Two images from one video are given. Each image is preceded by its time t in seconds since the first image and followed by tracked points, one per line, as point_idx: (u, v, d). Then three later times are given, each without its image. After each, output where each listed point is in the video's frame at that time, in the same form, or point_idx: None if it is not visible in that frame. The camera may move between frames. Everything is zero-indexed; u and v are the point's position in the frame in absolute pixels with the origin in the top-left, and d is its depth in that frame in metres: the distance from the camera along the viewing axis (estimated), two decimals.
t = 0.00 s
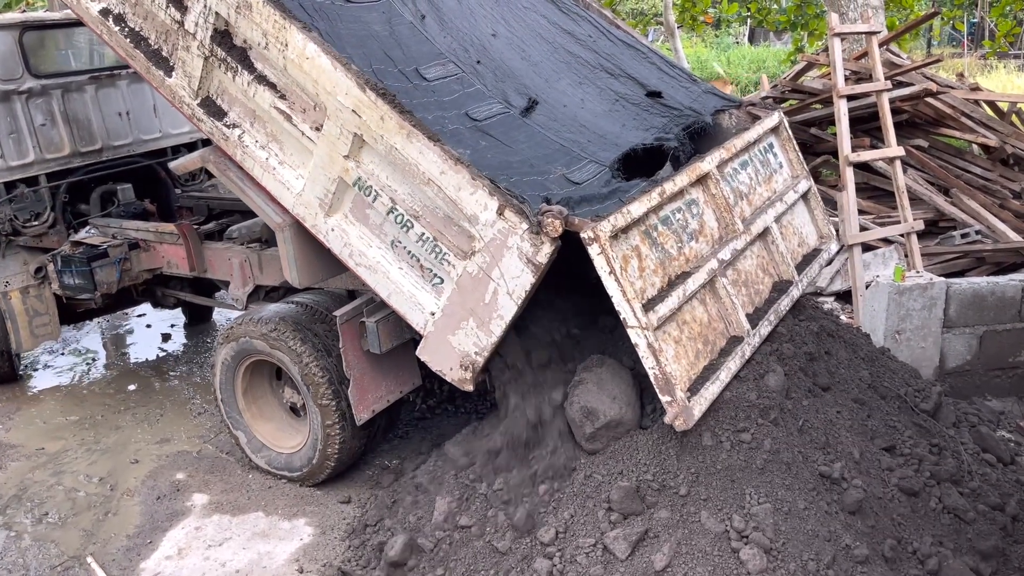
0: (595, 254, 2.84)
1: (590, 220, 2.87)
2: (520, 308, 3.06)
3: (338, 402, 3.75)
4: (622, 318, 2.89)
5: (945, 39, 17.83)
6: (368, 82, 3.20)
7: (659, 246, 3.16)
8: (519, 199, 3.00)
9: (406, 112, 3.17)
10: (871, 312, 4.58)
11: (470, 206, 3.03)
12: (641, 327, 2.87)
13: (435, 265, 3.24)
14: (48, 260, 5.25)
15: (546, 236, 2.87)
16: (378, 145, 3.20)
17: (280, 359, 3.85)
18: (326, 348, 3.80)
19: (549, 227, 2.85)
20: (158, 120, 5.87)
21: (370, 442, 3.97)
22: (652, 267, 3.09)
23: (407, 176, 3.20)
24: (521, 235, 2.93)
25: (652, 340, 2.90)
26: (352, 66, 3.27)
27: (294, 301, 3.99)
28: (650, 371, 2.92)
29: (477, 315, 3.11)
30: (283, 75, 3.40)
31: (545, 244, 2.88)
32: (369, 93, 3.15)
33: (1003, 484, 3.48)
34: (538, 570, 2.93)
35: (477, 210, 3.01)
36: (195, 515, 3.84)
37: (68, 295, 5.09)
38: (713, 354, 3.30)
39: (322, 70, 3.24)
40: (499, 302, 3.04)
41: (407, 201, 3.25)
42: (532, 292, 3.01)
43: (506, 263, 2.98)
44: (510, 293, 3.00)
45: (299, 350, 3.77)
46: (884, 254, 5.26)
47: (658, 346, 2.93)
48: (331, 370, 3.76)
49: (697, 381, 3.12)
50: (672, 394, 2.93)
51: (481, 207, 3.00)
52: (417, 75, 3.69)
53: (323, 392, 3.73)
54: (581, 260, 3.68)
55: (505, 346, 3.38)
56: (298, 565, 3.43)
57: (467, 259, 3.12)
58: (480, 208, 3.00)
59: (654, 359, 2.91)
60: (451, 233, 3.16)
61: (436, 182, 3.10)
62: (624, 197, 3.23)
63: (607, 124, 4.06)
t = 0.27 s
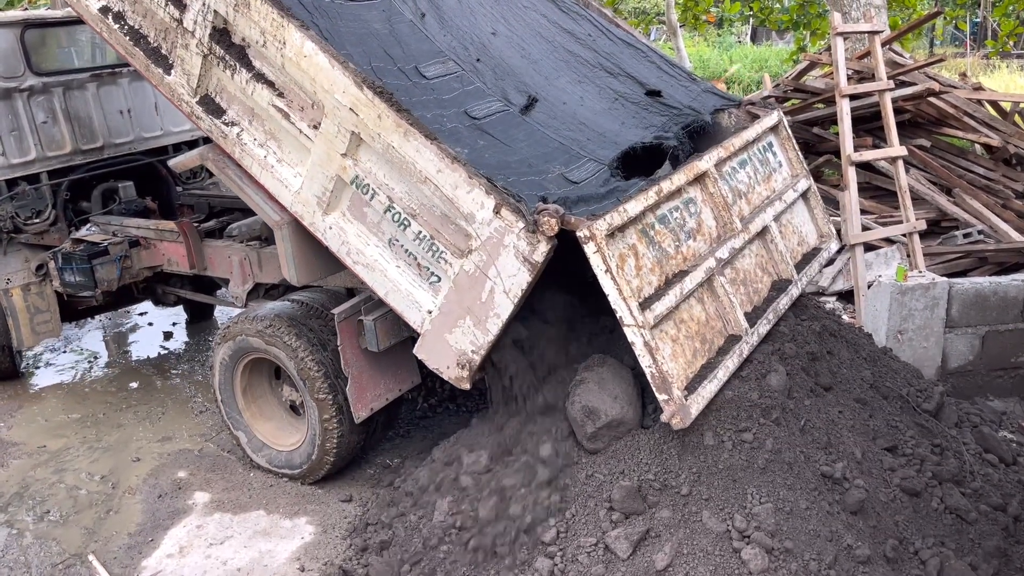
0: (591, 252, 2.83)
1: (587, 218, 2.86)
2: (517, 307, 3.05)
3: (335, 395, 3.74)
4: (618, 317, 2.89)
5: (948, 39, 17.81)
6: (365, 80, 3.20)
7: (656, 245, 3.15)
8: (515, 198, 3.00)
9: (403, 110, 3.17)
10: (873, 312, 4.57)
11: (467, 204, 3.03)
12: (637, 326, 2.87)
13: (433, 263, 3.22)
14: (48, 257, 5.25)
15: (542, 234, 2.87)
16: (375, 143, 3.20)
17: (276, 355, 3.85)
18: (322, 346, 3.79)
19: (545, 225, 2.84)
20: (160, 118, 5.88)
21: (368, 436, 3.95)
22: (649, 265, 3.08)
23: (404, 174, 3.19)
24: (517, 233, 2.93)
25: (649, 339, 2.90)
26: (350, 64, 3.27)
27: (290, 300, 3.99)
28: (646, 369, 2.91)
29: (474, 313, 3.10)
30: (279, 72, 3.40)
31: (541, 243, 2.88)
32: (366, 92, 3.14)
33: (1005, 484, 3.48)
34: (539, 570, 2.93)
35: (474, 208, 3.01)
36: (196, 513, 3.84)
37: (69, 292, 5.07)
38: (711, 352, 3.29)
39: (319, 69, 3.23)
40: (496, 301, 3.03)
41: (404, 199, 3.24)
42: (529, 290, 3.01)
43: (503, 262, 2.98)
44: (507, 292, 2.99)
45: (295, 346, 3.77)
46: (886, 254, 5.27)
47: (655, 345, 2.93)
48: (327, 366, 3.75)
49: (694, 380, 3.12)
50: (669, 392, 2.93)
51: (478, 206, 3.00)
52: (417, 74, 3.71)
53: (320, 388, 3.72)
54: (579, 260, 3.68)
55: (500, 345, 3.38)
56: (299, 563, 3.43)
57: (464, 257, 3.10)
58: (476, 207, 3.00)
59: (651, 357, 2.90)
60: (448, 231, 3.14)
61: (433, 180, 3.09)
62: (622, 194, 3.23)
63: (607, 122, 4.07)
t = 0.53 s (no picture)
0: (580, 249, 2.84)
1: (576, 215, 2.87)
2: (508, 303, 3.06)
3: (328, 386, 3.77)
4: (608, 314, 2.90)
5: (951, 39, 17.78)
6: (358, 77, 3.21)
7: (647, 242, 3.16)
8: (505, 196, 3.02)
9: (395, 107, 3.18)
10: (877, 312, 4.57)
11: (457, 202, 3.05)
12: (626, 322, 2.88)
13: (424, 261, 3.24)
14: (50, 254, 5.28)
15: (531, 232, 2.89)
16: (368, 140, 3.21)
17: (267, 349, 3.88)
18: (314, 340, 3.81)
19: (534, 222, 2.86)
20: (161, 116, 5.90)
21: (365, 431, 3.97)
22: (639, 263, 3.09)
23: (396, 172, 3.20)
24: (507, 230, 2.95)
25: (638, 336, 2.91)
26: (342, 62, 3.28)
27: (283, 296, 4.01)
28: (636, 365, 2.94)
29: (465, 310, 3.12)
30: (273, 70, 3.42)
31: (530, 240, 2.90)
32: (358, 90, 3.15)
33: (1009, 485, 3.48)
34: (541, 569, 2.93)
35: (465, 206, 3.03)
36: (199, 511, 3.85)
37: (71, 288, 5.06)
38: (702, 349, 3.30)
39: (312, 66, 3.25)
40: (487, 298, 3.05)
41: (396, 196, 3.24)
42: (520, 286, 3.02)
43: (493, 259, 3.00)
44: (497, 289, 3.01)
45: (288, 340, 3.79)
46: (890, 254, 5.24)
47: (644, 341, 2.95)
48: (317, 352, 3.79)
49: (684, 377, 3.12)
50: (656, 388, 2.95)
51: (468, 203, 3.02)
52: (413, 72, 3.69)
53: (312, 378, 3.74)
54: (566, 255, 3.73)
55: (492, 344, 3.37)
56: (302, 561, 3.44)
57: (455, 254, 3.12)
58: (467, 204, 3.02)
59: (640, 353, 2.92)
60: (439, 229, 3.15)
61: (424, 177, 3.11)
62: (615, 192, 3.23)
63: (602, 122, 4.07)
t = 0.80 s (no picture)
0: (556, 247, 2.86)
1: (553, 214, 2.89)
2: (488, 301, 3.08)
3: (318, 384, 3.80)
4: (584, 312, 2.92)
5: (956, 39, 17.73)
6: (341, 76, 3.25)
7: (627, 241, 3.17)
8: (485, 193, 3.01)
9: (377, 106, 3.21)
10: (881, 312, 4.56)
11: (437, 199, 3.06)
12: (602, 321, 2.91)
13: (407, 258, 3.27)
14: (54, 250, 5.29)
15: (510, 230, 2.88)
16: (351, 139, 3.25)
17: (249, 340, 3.95)
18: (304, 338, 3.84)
19: (512, 221, 2.85)
20: (164, 114, 5.91)
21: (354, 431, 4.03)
22: (619, 261, 3.10)
23: (380, 170, 3.23)
24: (486, 228, 2.95)
25: (614, 334, 2.94)
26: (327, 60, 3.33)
27: (273, 294, 4.05)
28: (611, 363, 2.97)
29: (446, 308, 3.15)
30: (260, 68, 3.48)
31: (509, 238, 2.89)
32: (340, 88, 3.20)
33: (1013, 486, 3.47)
34: (546, 568, 2.94)
35: (444, 204, 3.04)
36: (204, 508, 3.85)
37: (73, 284, 5.08)
38: (683, 347, 3.31)
39: (296, 65, 3.29)
40: (467, 295, 3.07)
41: (379, 193, 3.29)
42: (500, 284, 3.03)
43: (473, 256, 3.01)
44: (477, 286, 3.02)
45: (277, 337, 3.82)
46: (894, 254, 5.24)
47: (620, 339, 2.98)
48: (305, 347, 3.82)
49: (662, 374, 3.15)
50: (631, 386, 2.97)
51: (448, 201, 3.03)
52: (404, 71, 3.74)
53: (304, 377, 3.78)
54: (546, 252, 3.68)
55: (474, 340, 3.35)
56: (306, 559, 3.45)
57: (436, 252, 3.14)
58: (447, 202, 3.03)
59: (615, 351, 2.95)
60: (422, 226, 3.20)
61: (406, 175, 3.13)
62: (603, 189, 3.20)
63: (593, 119, 4.06)
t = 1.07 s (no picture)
0: (529, 244, 2.90)
1: (527, 211, 2.92)
2: (466, 297, 3.11)
3: (305, 380, 3.83)
4: (555, 308, 2.97)
5: (962, 38, 17.68)
6: (321, 74, 3.30)
7: (601, 238, 3.21)
8: (461, 189, 3.04)
9: (357, 103, 3.25)
10: (884, 312, 4.54)
11: (414, 196, 3.10)
12: (572, 317, 2.95)
13: (388, 254, 3.31)
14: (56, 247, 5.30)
15: (484, 226, 2.91)
16: (331, 136, 3.30)
17: (233, 334, 4.01)
18: (289, 331, 3.90)
19: (486, 217, 2.88)
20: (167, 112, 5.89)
21: (343, 429, 4.08)
22: (592, 258, 3.14)
23: (362, 168, 3.27)
24: (461, 224, 2.97)
25: (583, 331, 2.98)
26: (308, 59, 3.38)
27: (263, 290, 4.08)
28: (580, 359, 3.01)
29: (426, 303, 3.18)
30: (244, 66, 3.54)
31: (483, 234, 2.92)
32: (320, 86, 3.25)
33: (1017, 486, 3.46)
34: (549, 567, 2.94)
35: (422, 200, 3.08)
36: (207, 507, 3.86)
37: (74, 281, 5.12)
38: (654, 346, 3.35)
39: (278, 63, 3.36)
40: (445, 290, 3.10)
41: (359, 190, 3.33)
42: (477, 279, 3.05)
43: (450, 252, 3.04)
44: (454, 282, 3.05)
45: (264, 332, 3.86)
46: (898, 254, 5.24)
47: (590, 336, 3.02)
48: (292, 340, 3.87)
49: (632, 372, 3.19)
50: (599, 382, 3.01)
51: (425, 197, 3.06)
52: (392, 69, 3.78)
53: (285, 359, 3.83)
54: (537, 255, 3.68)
55: (453, 338, 3.30)
56: (309, 558, 3.45)
57: (415, 247, 3.18)
58: (423, 198, 3.07)
59: (585, 348, 3.00)
60: (401, 222, 3.22)
61: (384, 172, 3.18)
62: (583, 186, 3.21)
63: (579, 116, 4.04)
